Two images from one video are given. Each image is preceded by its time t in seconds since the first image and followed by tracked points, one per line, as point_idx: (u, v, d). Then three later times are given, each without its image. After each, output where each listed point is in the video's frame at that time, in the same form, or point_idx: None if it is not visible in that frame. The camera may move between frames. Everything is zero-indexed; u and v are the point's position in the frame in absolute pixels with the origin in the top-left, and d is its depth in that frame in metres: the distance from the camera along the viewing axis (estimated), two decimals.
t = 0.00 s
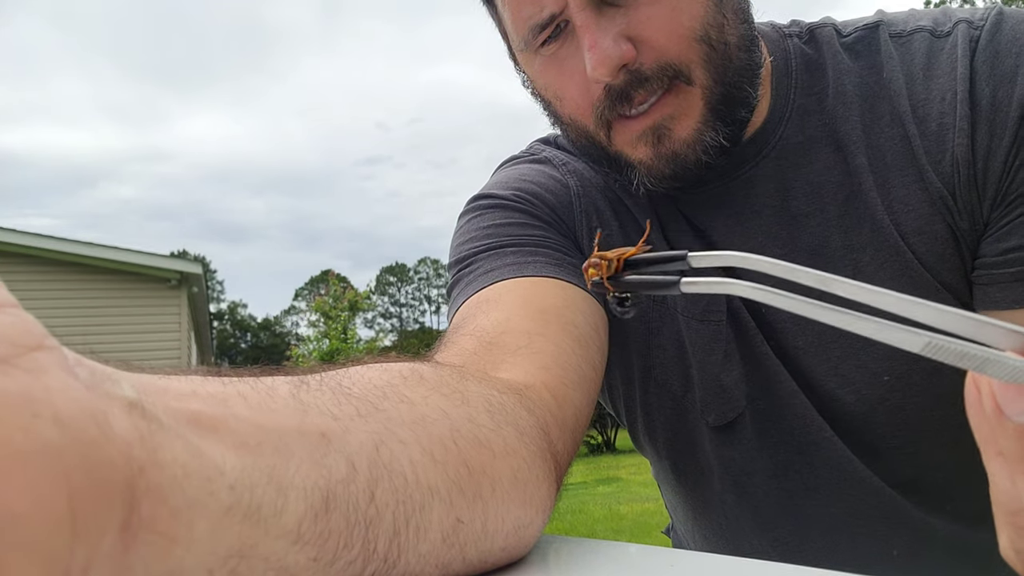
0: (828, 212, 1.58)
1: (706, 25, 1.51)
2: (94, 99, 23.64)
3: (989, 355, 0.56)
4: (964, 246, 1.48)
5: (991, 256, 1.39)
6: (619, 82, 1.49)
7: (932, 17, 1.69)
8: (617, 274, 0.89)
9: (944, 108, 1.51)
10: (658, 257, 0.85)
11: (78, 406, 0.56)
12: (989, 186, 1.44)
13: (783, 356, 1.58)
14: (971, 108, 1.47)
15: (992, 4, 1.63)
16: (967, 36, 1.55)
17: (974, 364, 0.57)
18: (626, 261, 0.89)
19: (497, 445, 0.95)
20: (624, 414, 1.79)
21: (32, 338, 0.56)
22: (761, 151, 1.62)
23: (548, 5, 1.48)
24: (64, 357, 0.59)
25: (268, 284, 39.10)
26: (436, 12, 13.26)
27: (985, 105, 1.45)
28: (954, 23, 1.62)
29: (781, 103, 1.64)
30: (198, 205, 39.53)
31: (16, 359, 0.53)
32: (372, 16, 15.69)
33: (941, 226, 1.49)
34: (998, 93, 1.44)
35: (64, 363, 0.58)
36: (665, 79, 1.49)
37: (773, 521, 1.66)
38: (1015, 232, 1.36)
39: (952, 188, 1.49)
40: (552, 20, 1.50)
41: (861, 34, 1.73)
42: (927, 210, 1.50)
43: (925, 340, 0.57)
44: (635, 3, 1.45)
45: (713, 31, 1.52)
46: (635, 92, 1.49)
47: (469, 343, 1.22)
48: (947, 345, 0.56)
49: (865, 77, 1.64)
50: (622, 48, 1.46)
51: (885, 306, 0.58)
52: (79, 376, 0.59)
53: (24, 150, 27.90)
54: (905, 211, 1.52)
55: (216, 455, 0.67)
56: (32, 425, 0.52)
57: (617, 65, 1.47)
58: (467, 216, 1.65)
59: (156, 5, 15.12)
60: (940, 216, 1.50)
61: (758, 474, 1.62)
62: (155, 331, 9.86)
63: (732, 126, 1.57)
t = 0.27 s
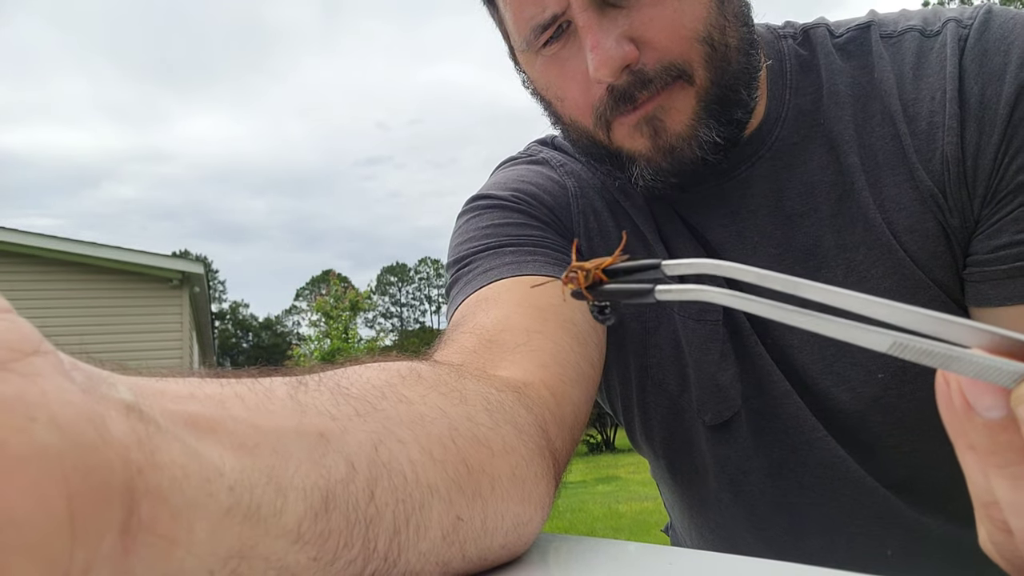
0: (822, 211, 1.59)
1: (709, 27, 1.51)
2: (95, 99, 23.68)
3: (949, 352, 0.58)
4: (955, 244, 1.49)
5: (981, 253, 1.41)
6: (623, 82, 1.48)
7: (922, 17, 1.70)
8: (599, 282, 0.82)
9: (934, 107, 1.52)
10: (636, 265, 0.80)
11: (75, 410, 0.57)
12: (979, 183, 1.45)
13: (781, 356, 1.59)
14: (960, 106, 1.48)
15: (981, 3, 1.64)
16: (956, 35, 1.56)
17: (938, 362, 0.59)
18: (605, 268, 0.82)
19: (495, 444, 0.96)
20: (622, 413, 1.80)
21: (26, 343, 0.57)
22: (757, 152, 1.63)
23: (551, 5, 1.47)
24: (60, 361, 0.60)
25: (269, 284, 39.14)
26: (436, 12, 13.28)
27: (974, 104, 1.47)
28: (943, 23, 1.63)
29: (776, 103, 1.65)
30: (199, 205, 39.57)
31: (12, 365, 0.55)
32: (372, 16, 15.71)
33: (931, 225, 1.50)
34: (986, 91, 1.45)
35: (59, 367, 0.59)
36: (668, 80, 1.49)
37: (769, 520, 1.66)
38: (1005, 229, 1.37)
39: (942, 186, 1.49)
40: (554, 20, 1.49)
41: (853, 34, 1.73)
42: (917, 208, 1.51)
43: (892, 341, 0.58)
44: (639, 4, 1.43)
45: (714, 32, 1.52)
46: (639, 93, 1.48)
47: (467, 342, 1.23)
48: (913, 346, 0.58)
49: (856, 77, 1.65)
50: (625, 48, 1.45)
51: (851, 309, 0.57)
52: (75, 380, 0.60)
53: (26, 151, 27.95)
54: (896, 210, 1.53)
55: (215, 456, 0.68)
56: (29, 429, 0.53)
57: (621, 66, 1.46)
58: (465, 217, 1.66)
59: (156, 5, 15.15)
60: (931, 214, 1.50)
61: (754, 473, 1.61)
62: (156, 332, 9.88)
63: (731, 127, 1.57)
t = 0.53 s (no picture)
0: (822, 212, 1.59)
1: (708, 34, 1.54)
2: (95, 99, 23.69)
3: (945, 353, 0.57)
4: (954, 244, 1.49)
5: (980, 253, 1.41)
6: (623, 89, 1.51)
7: (921, 17, 1.70)
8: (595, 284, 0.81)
9: (933, 108, 1.52)
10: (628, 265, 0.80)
11: (79, 412, 0.57)
12: (978, 184, 1.45)
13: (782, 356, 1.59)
14: (959, 106, 1.48)
15: (980, 3, 1.64)
16: (955, 35, 1.56)
17: (932, 362, 0.58)
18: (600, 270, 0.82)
19: (495, 444, 0.96)
20: (622, 413, 1.80)
21: (30, 344, 0.57)
22: (758, 153, 1.63)
23: (550, 11, 1.49)
24: (63, 362, 0.60)
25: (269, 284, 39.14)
26: (436, 12, 13.29)
27: (973, 104, 1.46)
28: (942, 23, 1.63)
29: (777, 104, 1.65)
30: (198, 205, 39.57)
31: (16, 366, 0.54)
32: (372, 16, 15.71)
33: (931, 226, 1.50)
34: (985, 92, 1.45)
35: (63, 368, 0.59)
36: (668, 87, 1.52)
37: (769, 520, 1.66)
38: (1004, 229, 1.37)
39: (941, 187, 1.49)
40: (554, 25, 1.51)
41: (854, 34, 1.73)
42: (916, 209, 1.50)
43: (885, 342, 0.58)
44: (638, 12, 1.47)
45: (714, 40, 1.55)
46: (638, 100, 1.51)
47: (467, 342, 1.23)
48: (907, 346, 0.57)
49: (856, 77, 1.64)
50: (625, 55, 1.48)
51: (848, 310, 0.57)
52: (79, 381, 0.60)
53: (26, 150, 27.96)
54: (895, 210, 1.52)
55: (218, 458, 0.68)
56: (35, 430, 0.53)
57: (621, 73, 1.49)
58: (465, 216, 1.66)
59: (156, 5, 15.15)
60: (930, 215, 1.50)
61: (755, 474, 1.61)
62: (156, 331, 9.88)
63: (732, 134, 1.59)
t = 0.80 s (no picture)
0: (825, 213, 1.58)
1: (728, 16, 1.56)
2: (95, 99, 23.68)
3: (950, 354, 0.57)
4: (956, 245, 1.48)
5: (983, 255, 1.40)
6: (644, 66, 1.53)
7: (926, 18, 1.69)
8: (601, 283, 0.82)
9: (937, 109, 1.51)
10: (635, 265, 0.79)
11: (77, 415, 0.57)
12: (981, 185, 1.44)
13: (784, 356, 1.59)
14: (963, 108, 1.47)
15: (985, 5, 1.64)
16: (959, 37, 1.55)
17: (937, 363, 0.58)
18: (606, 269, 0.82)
19: (496, 445, 0.96)
20: (623, 411, 1.80)
21: (29, 347, 0.57)
22: (761, 153, 1.62)
23: None
24: (61, 365, 0.60)
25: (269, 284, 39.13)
26: (436, 12, 13.29)
27: (977, 106, 1.46)
28: (947, 24, 1.62)
29: (782, 103, 1.64)
30: (199, 205, 39.58)
31: (15, 370, 0.55)
32: (372, 16, 15.71)
33: (933, 227, 1.49)
34: (989, 94, 1.45)
35: (61, 372, 0.59)
36: (688, 67, 1.53)
37: (769, 520, 1.65)
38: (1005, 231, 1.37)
39: (944, 188, 1.48)
40: (573, 4, 1.54)
41: (858, 34, 1.73)
42: (919, 210, 1.50)
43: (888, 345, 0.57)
44: None
45: (733, 22, 1.57)
46: (658, 79, 1.53)
47: (469, 342, 1.23)
48: (912, 347, 0.57)
49: (861, 77, 1.64)
50: (648, 33, 1.50)
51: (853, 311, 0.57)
52: (77, 384, 0.60)
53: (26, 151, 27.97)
54: (899, 211, 1.52)
55: (216, 460, 0.68)
56: (32, 434, 0.53)
57: (643, 49, 1.51)
58: (468, 213, 1.65)
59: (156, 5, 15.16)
60: (932, 216, 1.49)
61: (755, 473, 1.61)
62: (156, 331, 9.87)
63: (749, 117, 1.60)
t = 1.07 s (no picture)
0: (829, 213, 1.57)
1: (738, 11, 1.55)
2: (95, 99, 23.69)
3: (936, 371, 0.58)
4: (960, 247, 1.47)
5: (986, 257, 1.40)
6: (653, 62, 1.51)
7: (929, 18, 1.68)
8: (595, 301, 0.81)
9: (941, 110, 1.49)
10: (626, 285, 0.79)
11: (64, 414, 0.56)
12: (984, 186, 1.43)
13: (786, 356, 1.59)
14: (968, 109, 1.46)
15: (989, 5, 1.62)
16: (963, 37, 1.54)
17: (921, 379, 0.59)
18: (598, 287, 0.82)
19: (495, 444, 0.95)
20: (625, 411, 1.78)
21: (17, 347, 0.56)
22: (767, 152, 1.61)
23: None
24: (52, 364, 0.59)
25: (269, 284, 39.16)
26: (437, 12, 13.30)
27: (981, 107, 1.45)
28: (950, 25, 1.61)
29: (786, 103, 1.63)
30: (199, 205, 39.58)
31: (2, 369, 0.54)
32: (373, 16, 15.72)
33: (936, 229, 1.48)
34: (993, 96, 1.43)
35: (51, 371, 0.58)
36: (699, 62, 1.52)
37: (773, 520, 1.64)
38: (1009, 234, 1.36)
39: (947, 189, 1.47)
40: None
41: (862, 33, 1.71)
42: (922, 211, 1.49)
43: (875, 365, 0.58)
44: None
45: (743, 18, 1.56)
46: (668, 74, 1.51)
47: (468, 342, 1.21)
48: (899, 365, 0.57)
49: (865, 77, 1.62)
50: (660, 27, 1.49)
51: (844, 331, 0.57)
52: (67, 383, 0.59)
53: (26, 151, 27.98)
54: (902, 212, 1.51)
55: (209, 458, 0.67)
56: (17, 433, 0.52)
57: (655, 44, 1.49)
58: (469, 214, 1.64)
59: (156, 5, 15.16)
60: (936, 217, 1.48)
61: (759, 472, 1.61)
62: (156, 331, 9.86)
63: (759, 114, 1.58)
